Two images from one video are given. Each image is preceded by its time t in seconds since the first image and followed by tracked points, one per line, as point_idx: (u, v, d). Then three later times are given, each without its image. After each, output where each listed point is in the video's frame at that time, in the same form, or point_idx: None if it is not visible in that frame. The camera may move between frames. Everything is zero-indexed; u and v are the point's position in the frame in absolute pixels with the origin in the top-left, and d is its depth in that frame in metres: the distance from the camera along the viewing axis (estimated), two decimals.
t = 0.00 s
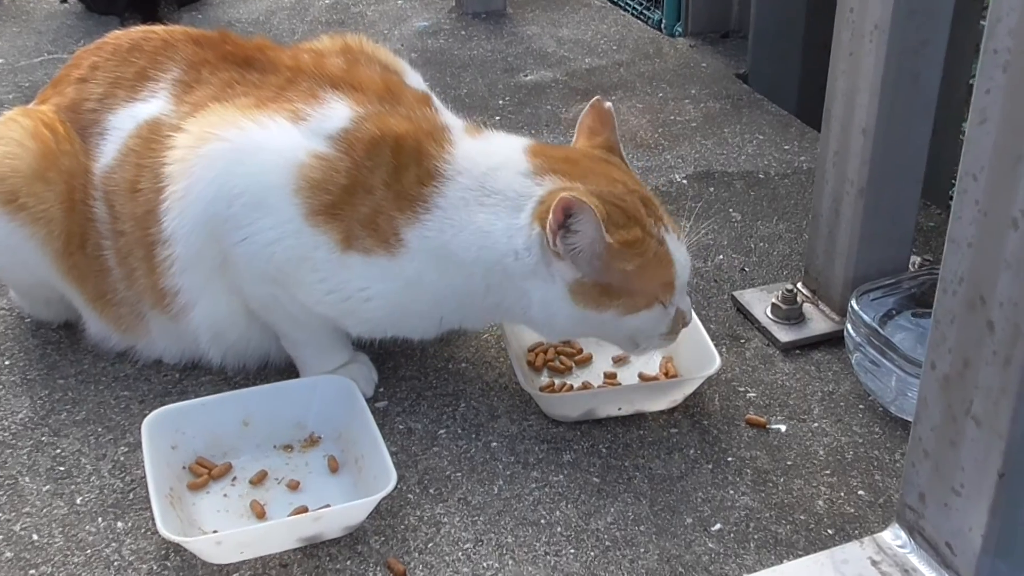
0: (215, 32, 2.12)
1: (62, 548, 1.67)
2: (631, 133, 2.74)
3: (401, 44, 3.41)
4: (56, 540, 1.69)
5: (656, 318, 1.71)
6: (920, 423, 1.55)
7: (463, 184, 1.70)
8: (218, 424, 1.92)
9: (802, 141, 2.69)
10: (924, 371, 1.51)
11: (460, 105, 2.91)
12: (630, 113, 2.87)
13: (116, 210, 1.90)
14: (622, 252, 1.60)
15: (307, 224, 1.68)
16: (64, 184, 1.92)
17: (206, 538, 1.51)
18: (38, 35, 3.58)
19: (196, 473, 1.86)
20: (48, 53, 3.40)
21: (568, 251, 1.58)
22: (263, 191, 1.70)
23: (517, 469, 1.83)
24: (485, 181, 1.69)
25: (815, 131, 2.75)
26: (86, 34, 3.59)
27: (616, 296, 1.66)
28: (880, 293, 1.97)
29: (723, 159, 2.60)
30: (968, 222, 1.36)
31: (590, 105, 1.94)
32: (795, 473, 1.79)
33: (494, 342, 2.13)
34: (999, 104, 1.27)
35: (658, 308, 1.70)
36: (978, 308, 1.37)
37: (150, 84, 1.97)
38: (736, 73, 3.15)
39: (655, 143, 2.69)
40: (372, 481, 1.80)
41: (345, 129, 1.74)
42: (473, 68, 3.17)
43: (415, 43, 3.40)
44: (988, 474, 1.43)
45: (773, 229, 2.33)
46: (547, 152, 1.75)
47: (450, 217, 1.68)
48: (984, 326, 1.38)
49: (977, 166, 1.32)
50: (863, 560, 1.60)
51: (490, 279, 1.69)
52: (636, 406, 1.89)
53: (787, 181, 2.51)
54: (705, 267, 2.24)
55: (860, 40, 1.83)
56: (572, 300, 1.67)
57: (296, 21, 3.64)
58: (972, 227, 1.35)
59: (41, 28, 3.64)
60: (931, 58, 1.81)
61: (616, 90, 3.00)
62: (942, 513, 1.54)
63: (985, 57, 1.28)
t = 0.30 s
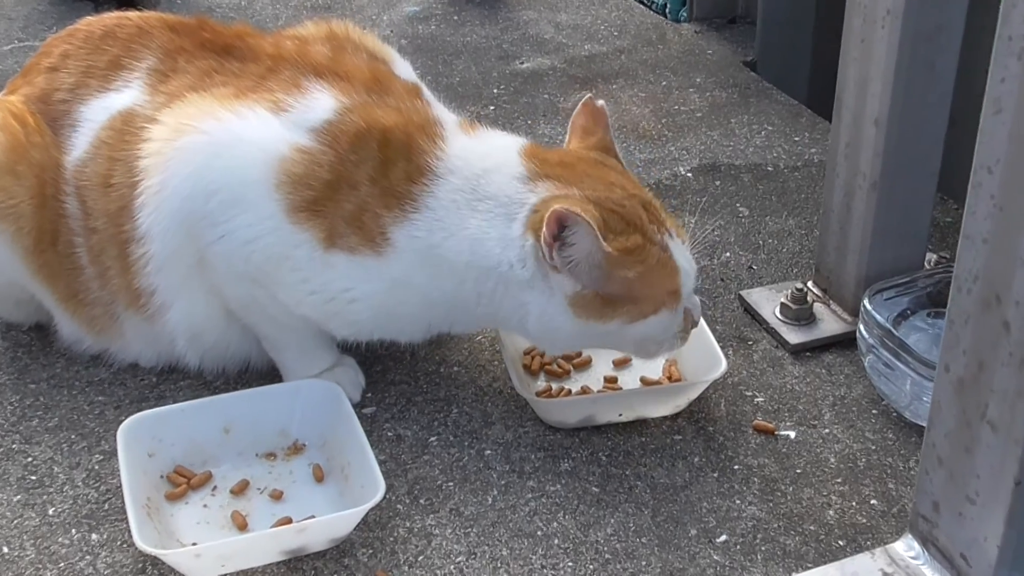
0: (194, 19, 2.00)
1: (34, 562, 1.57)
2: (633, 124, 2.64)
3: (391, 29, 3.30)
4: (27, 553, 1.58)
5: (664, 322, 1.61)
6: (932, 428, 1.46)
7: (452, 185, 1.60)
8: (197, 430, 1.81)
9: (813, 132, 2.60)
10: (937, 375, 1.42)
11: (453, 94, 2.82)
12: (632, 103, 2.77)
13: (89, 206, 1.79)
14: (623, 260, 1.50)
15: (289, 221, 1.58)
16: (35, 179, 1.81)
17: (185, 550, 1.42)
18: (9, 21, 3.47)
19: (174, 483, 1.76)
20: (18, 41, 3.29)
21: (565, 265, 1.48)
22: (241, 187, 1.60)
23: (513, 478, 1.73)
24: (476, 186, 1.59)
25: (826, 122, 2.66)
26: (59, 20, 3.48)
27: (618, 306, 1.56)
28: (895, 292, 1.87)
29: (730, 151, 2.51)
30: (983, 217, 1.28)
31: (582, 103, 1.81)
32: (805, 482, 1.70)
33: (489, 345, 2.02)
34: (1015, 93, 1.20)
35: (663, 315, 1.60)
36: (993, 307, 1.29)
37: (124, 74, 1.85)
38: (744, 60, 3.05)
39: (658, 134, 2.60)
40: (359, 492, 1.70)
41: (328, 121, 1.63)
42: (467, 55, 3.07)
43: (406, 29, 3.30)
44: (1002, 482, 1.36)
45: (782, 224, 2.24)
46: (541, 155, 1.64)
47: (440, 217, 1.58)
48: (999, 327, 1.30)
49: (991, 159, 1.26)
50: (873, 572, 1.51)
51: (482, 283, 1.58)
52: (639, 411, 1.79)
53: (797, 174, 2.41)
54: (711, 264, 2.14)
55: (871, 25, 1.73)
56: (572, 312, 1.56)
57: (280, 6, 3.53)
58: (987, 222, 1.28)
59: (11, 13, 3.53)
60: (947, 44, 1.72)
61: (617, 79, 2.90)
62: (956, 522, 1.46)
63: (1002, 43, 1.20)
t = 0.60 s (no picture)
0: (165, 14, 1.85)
1: None
2: (627, 121, 2.56)
3: (372, 23, 3.21)
4: None
5: (655, 332, 1.52)
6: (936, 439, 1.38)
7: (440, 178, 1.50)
8: (168, 445, 1.67)
9: (815, 129, 2.52)
10: (941, 381, 1.34)
11: (437, 90, 2.73)
12: (625, 99, 2.69)
13: (56, 211, 1.64)
14: (625, 263, 1.43)
15: (264, 225, 1.48)
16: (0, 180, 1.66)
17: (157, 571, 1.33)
18: None
19: (146, 500, 1.62)
20: None
21: (570, 262, 1.39)
22: (214, 189, 1.49)
23: (501, 494, 1.64)
24: (466, 180, 1.49)
25: (828, 118, 2.58)
26: (24, 14, 3.37)
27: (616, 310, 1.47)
28: (898, 297, 1.80)
29: (728, 150, 2.43)
30: (986, 219, 1.21)
31: (575, 100, 1.71)
32: (807, 495, 1.62)
33: (476, 355, 1.91)
34: (1020, 90, 1.13)
35: (657, 322, 1.51)
36: (998, 313, 1.21)
37: (93, 72, 1.69)
38: (742, 54, 2.97)
39: (653, 132, 2.52)
40: (341, 509, 1.58)
41: (306, 120, 1.53)
42: (451, 50, 2.98)
43: (388, 22, 3.20)
44: (1008, 495, 1.28)
45: (783, 226, 2.16)
46: (534, 149, 1.54)
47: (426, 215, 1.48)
48: (1003, 334, 1.22)
49: (994, 159, 1.18)
50: None
51: (467, 285, 1.49)
52: (633, 424, 1.70)
53: (799, 173, 2.34)
54: (710, 268, 2.06)
55: (873, 18, 1.65)
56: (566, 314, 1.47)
57: None
58: (990, 224, 1.20)
59: None
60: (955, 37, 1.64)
61: (609, 73, 2.82)
62: (961, 537, 1.38)
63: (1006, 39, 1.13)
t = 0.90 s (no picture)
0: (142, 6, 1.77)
1: None
2: (625, 116, 2.49)
3: (360, 15, 3.14)
4: None
5: (651, 337, 1.50)
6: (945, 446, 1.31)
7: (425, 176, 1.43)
8: (149, 454, 1.60)
9: (820, 124, 2.46)
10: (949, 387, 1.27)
11: (427, 84, 2.66)
12: (623, 93, 2.62)
13: (30, 211, 1.58)
14: (620, 269, 1.39)
15: (245, 226, 1.42)
16: None
17: None
18: None
19: (125, 512, 1.55)
20: None
21: (568, 269, 1.34)
22: (193, 190, 1.42)
23: (494, 505, 1.57)
24: (456, 181, 1.43)
25: (833, 113, 2.52)
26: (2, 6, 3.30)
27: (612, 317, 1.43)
28: (907, 299, 1.73)
29: (730, 146, 2.36)
30: (997, 219, 1.14)
31: (568, 90, 1.64)
32: (812, 505, 1.55)
33: (467, 360, 1.85)
34: None
35: (656, 328, 1.49)
36: (1010, 316, 1.15)
37: (67, 67, 1.62)
38: (745, 46, 2.91)
39: (652, 127, 2.45)
40: (327, 521, 1.51)
41: (289, 117, 1.46)
42: (441, 42, 2.91)
43: (376, 13, 3.12)
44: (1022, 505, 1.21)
45: (787, 225, 2.10)
46: (528, 146, 1.48)
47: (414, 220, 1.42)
48: (1016, 338, 1.16)
49: (1005, 155, 1.12)
50: None
51: (457, 286, 1.43)
52: (632, 431, 1.63)
53: (803, 170, 2.27)
54: (711, 269, 2.00)
55: (880, 9, 1.58)
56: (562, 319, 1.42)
57: None
58: (1001, 224, 1.14)
59: None
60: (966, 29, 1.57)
61: (606, 66, 2.75)
62: (972, 548, 1.32)
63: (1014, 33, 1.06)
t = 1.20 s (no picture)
0: None
1: None
2: (632, 114, 2.43)
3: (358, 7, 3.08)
4: None
5: (664, 310, 1.49)
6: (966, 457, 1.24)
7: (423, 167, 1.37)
8: (137, 463, 1.54)
9: (836, 122, 2.39)
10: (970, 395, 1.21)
11: (427, 79, 2.60)
12: (630, 89, 2.56)
13: (11, 211, 1.52)
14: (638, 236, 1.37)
15: (235, 226, 1.36)
16: None
17: None
18: None
19: (112, 524, 1.49)
20: None
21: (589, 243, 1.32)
22: (181, 189, 1.37)
23: (496, 517, 1.50)
24: (454, 166, 1.37)
25: (849, 110, 2.46)
26: None
27: (631, 291, 1.42)
28: (927, 304, 1.67)
29: (742, 145, 2.30)
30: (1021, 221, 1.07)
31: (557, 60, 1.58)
32: (826, 519, 1.48)
33: (469, 367, 1.78)
34: None
35: (670, 298, 1.48)
36: None
37: (51, 61, 1.56)
38: (758, 41, 2.85)
39: (661, 125, 2.39)
40: (322, 533, 1.45)
41: (279, 111, 1.40)
42: (442, 35, 2.85)
43: (374, 5, 3.06)
44: None
45: (801, 227, 2.03)
46: (525, 123, 1.42)
47: (413, 220, 1.36)
48: None
49: None
50: None
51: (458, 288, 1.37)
52: (640, 441, 1.56)
53: (818, 170, 2.21)
54: (722, 273, 1.93)
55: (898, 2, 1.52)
56: (585, 301, 1.41)
57: None
58: None
59: None
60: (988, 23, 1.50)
61: (613, 62, 2.69)
62: (995, 564, 1.25)
63: None
